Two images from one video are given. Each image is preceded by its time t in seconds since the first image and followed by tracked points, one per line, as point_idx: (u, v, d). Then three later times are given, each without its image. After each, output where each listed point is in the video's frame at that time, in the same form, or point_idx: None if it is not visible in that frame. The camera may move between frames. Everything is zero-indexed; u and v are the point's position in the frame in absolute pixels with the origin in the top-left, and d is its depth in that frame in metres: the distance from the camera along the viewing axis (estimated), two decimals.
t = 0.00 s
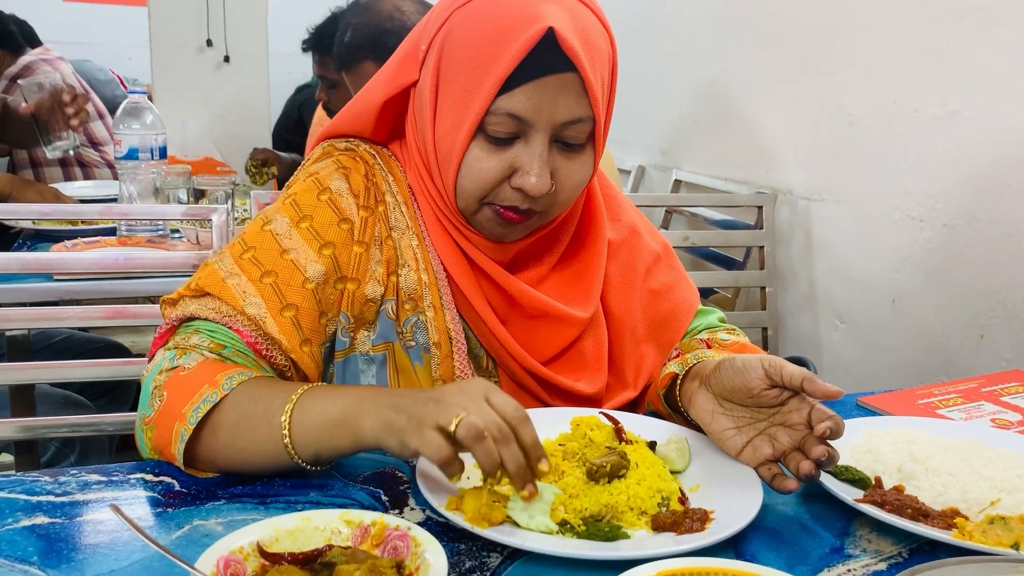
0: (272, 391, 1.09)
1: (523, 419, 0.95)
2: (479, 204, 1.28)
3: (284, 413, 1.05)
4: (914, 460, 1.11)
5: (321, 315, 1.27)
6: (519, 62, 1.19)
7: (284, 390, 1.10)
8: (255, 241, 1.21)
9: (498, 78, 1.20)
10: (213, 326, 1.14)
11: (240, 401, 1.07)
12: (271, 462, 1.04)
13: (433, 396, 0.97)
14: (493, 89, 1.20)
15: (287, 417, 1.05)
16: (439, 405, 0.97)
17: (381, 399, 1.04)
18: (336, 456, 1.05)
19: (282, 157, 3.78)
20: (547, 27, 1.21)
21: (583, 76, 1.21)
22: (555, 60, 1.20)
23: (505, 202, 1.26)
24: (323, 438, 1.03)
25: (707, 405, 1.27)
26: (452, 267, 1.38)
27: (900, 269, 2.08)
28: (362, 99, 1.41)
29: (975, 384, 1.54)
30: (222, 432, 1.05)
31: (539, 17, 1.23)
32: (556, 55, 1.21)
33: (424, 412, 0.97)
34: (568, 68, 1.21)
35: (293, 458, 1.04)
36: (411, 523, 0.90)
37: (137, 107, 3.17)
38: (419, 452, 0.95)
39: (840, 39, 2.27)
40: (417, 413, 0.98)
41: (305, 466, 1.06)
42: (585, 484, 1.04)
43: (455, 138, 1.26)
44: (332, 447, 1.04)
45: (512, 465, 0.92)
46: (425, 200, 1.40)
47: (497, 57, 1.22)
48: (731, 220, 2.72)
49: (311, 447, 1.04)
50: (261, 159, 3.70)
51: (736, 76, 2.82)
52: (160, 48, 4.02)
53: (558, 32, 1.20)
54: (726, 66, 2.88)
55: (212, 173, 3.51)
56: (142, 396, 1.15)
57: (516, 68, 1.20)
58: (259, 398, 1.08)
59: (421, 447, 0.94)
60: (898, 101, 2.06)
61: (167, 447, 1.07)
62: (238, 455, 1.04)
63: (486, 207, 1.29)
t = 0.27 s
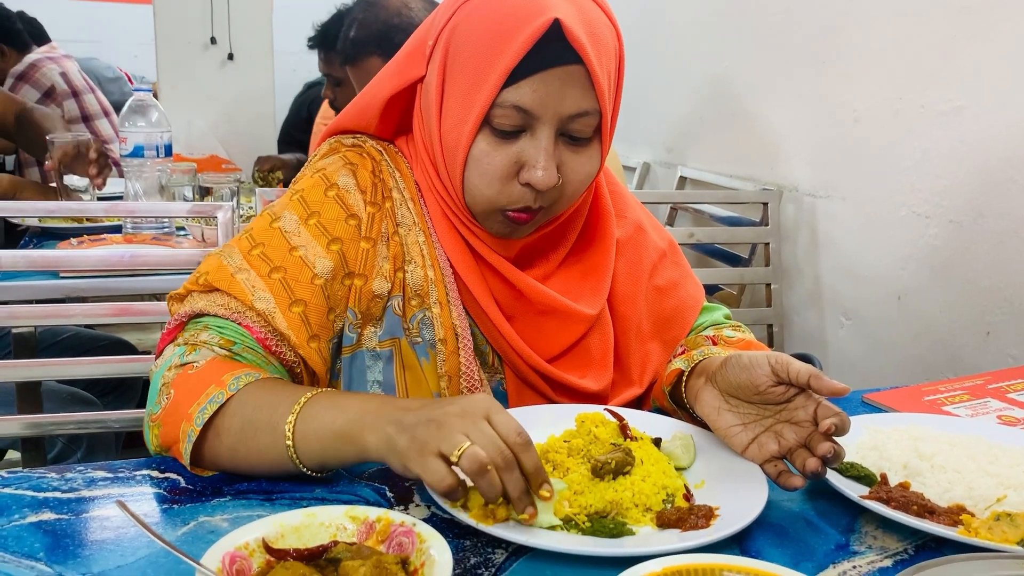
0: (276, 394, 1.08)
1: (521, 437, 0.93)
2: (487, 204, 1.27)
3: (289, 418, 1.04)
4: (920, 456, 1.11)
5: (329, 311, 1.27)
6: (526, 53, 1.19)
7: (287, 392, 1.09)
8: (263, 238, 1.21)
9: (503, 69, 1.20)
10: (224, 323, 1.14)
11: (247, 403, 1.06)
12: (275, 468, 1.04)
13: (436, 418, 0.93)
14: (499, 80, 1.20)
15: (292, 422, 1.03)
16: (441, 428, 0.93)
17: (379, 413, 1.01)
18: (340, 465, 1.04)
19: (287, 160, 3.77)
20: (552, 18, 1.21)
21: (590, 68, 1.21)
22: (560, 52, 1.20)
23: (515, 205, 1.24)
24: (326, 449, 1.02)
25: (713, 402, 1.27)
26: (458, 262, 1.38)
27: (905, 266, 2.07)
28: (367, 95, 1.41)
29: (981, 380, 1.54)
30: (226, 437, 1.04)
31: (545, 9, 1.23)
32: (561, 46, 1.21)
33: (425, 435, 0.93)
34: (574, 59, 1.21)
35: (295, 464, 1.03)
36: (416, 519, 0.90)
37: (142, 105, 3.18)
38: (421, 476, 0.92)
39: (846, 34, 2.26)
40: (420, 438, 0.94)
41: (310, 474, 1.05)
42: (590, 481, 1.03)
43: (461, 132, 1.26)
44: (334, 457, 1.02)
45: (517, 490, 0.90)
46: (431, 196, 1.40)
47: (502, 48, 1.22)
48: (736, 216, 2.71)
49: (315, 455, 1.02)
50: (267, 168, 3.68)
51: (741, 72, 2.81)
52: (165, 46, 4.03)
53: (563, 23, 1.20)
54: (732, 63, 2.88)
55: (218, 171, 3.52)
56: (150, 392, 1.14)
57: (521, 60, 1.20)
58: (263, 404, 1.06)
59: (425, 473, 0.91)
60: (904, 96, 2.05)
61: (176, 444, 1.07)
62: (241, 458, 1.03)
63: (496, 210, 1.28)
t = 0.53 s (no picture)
0: (282, 378, 1.12)
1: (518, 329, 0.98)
2: (484, 192, 1.27)
3: (296, 396, 1.08)
4: (924, 454, 1.11)
5: (326, 314, 1.28)
6: (517, 43, 1.18)
7: (292, 376, 1.13)
8: (261, 239, 1.21)
9: (496, 59, 1.19)
10: (219, 324, 1.16)
11: (251, 389, 1.10)
12: (284, 446, 1.07)
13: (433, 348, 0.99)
14: (491, 70, 1.19)
15: (299, 400, 1.08)
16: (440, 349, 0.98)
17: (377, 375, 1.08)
18: (350, 436, 1.09)
19: (289, 160, 3.77)
20: (544, 6, 1.20)
21: (584, 59, 1.19)
22: (553, 41, 1.19)
23: (509, 189, 1.24)
24: (337, 420, 1.06)
25: (717, 398, 1.27)
26: (459, 260, 1.38)
27: (909, 264, 2.07)
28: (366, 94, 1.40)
29: (985, 378, 1.53)
30: (234, 421, 1.08)
31: None
32: (554, 34, 1.19)
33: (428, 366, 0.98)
34: (568, 49, 1.19)
35: (306, 441, 1.07)
36: (418, 516, 0.90)
37: (146, 102, 3.19)
38: (445, 401, 0.97)
39: (850, 32, 2.25)
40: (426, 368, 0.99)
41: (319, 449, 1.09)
42: (592, 478, 1.05)
43: (456, 124, 1.25)
44: (345, 427, 1.07)
45: (531, 372, 0.95)
46: (431, 195, 1.40)
47: (495, 39, 1.21)
48: (740, 214, 2.71)
49: (326, 429, 1.07)
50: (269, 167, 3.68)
51: (745, 70, 2.80)
52: (169, 44, 4.04)
53: (556, 11, 1.19)
54: (735, 60, 2.87)
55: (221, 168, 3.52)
56: (148, 392, 1.16)
57: (514, 49, 1.19)
58: (269, 387, 1.10)
59: (448, 394, 0.96)
60: (908, 94, 2.04)
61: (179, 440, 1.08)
62: (251, 441, 1.07)
63: (491, 196, 1.27)
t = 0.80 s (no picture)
0: (285, 375, 1.14)
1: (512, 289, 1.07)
2: (488, 206, 1.25)
3: (303, 390, 1.11)
4: (926, 456, 1.11)
5: (326, 319, 1.27)
6: (513, 54, 1.17)
7: (295, 372, 1.15)
8: (261, 240, 1.21)
9: (493, 70, 1.18)
10: (214, 327, 1.18)
11: (252, 386, 1.12)
12: (290, 442, 1.10)
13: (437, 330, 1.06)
14: (488, 82, 1.18)
15: (307, 394, 1.11)
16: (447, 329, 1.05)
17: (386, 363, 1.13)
18: (358, 427, 1.12)
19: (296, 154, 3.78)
20: (541, 17, 1.19)
21: (583, 67, 1.18)
22: (551, 53, 1.18)
23: (512, 203, 1.23)
24: (347, 410, 1.10)
25: (721, 400, 1.27)
26: (465, 270, 1.37)
27: (912, 266, 2.07)
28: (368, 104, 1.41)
29: (988, 380, 1.53)
30: (238, 419, 1.10)
31: (535, 8, 1.21)
32: (552, 45, 1.18)
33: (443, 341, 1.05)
34: (567, 60, 1.18)
35: (315, 434, 1.10)
36: (421, 517, 0.90)
37: (150, 103, 3.20)
38: (476, 369, 1.05)
39: (852, 33, 2.25)
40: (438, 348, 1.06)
41: (327, 441, 1.12)
42: (594, 479, 1.05)
43: (454, 137, 1.24)
44: (355, 417, 1.11)
45: (541, 318, 1.05)
46: (437, 204, 1.39)
47: (491, 50, 1.20)
48: (742, 215, 2.71)
49: (335, 420, 1.10)
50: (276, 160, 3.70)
51: (748, 71, 2.80)
52: (172, 44, 4.05)
53: (553, 21, 1.18)
54: (738, 61, 2.87)
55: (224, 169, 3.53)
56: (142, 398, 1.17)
57: (511, 60, 1.17)
58: (272, 383, 1.12)
59: (477, 362, 1.04)
60: (911, 95, 2.04)
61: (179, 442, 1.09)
62: (258, 437, 1.09)
63: (495, 210, 1.26)
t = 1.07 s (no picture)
0: (290, 378, 1.14)
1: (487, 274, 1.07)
2: (493, 239, 1.23)
3: (308, 396, 1.11)
4: (927, 460, 1.11)
5: (329, 326, 1.27)
6: (514, 89, 1.14)
7: (301, 374, 1.16)
8: (269, 243, 1.21)
9: (493, 105, 1.15)
10: (214, 329, 1.18)
11: (257, 391, 1.12)
12: (295, 445, 1.10)
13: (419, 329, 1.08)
14: (489, 117, 1.16)
15: (311, 399, 1.11)
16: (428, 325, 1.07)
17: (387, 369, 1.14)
18: (362, 432, 1.13)
19: (296, 167, 3.77)
20: (543, 50, 1.15)
21: (587, 99, 1.15)
22: (554, 87, 1.15)
23: (516, 237, 1.21)
24: (353, 416, 1.11)
25: (717, 404, 1.28)
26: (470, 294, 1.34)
27: (913, 269, 2.07)
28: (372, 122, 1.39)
29: (988, 384, 1.53)
30: (243, 423, 1.10)
31: (536, 40, 1.18)
32: (554, 80, 1.15)
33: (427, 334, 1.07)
34: (570, 94, 1.15)
35: (319, 437, 1.11)
36: (422, 520, 0.91)
37: (152, 105, 3.20)
38: (461, 357, 1.05)
39: (854, 37, 2.25)
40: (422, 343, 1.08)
41: (331, 445, 1.13)
42: (587, 481, 1.05)
43: (457, 168, 1.22)
44: (359, 423, 1.11)
45: (518, 297, 1.05)
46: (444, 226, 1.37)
47: (493, 82, 1.18)
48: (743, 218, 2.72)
49: (341, 425, 1.11)
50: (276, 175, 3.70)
51: (749, 74, 2.81)
52: (174, 48, 4.06)
53: (555, 56, 1.15)
54: (740, 64, 2.87)
55: (226, 172, 3.54)
56: (140, 402, 1.17)
57: (512, 95, 1.15)
58: (276, 387, 1.13)
59: (460, 350, 1.05)
60: (912, 99, 2.04)
61: (180, 448, 1.09)
62: (262, 440, 1.09)
63: (500, 242, 1.24)
